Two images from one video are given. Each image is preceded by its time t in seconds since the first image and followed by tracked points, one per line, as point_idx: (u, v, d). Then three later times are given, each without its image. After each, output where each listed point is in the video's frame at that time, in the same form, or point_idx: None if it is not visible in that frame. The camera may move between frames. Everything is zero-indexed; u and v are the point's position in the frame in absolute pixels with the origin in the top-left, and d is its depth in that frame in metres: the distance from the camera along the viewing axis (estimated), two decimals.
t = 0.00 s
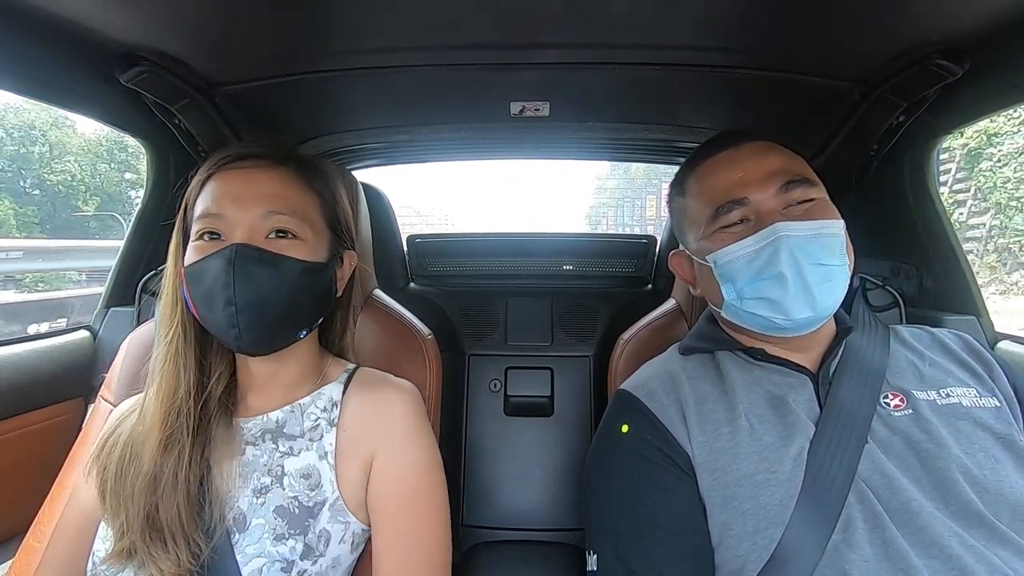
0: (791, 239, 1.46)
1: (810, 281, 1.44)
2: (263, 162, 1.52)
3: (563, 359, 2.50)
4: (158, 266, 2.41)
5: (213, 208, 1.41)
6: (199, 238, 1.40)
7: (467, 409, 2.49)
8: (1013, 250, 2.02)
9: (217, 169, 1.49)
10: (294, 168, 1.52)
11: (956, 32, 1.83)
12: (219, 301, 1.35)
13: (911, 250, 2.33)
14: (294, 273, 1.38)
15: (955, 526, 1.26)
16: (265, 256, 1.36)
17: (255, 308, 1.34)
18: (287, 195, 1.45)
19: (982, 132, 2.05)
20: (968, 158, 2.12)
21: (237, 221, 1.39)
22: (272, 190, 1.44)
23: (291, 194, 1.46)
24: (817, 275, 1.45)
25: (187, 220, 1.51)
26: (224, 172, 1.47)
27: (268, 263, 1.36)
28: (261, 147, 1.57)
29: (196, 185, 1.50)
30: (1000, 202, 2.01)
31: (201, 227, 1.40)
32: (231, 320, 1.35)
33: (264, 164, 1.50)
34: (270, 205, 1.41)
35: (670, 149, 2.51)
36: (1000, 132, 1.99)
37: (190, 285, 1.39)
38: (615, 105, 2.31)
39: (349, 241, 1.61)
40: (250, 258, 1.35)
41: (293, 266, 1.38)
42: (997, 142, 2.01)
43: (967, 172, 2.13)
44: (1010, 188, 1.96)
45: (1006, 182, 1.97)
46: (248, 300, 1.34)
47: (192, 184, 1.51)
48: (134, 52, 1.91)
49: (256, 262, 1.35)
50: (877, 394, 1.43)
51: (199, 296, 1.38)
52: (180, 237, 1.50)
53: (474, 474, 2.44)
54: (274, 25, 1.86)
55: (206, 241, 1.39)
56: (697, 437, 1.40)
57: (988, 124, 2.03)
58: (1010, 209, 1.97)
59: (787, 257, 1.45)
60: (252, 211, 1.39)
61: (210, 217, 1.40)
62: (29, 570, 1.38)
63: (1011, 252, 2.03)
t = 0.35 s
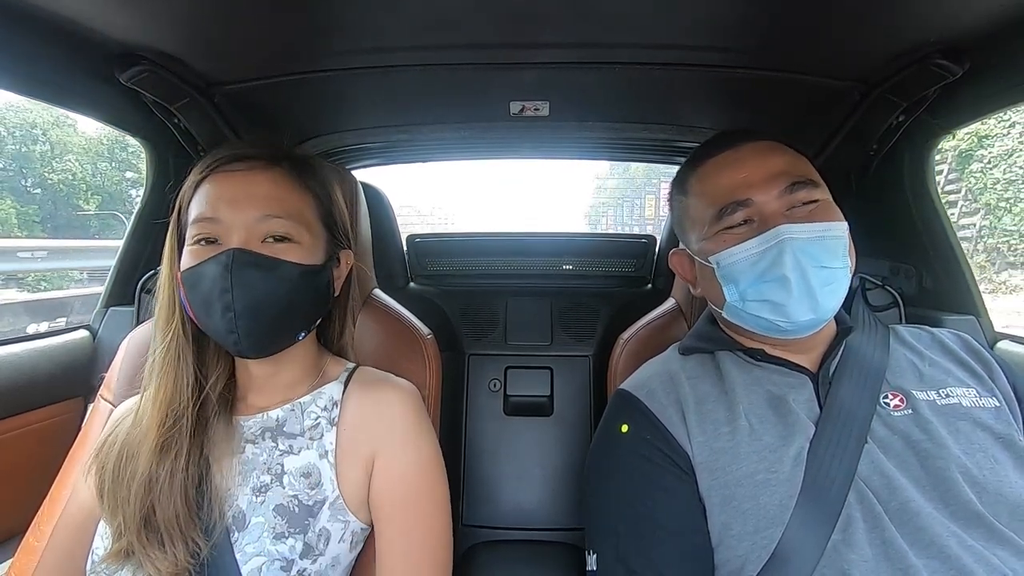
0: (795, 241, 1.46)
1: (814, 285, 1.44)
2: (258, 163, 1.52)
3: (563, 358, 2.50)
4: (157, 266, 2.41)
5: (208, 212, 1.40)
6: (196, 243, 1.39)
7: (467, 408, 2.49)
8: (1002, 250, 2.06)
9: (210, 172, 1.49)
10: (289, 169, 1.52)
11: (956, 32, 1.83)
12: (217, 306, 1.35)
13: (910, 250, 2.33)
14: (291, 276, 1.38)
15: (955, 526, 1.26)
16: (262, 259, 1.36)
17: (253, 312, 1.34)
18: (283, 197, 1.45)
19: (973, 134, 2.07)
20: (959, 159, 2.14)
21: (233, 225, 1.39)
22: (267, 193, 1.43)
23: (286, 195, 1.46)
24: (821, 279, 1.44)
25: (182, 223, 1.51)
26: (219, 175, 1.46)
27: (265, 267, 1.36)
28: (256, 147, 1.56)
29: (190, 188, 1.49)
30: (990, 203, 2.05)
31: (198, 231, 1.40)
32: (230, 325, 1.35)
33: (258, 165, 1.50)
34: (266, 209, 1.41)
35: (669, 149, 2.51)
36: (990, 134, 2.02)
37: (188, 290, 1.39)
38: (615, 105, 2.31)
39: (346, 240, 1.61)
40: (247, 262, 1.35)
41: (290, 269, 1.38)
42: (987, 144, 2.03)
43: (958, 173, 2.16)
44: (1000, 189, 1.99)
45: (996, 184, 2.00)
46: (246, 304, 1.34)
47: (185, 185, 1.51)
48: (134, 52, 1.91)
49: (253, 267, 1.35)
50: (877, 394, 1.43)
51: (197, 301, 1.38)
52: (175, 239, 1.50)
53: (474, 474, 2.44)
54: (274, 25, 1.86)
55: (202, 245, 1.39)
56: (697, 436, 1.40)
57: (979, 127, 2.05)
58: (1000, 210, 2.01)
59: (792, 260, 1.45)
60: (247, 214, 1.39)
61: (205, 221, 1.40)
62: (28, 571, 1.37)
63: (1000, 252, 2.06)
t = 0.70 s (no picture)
0: (798, 243, 1.46)
1: (813, 287, 1.44)
2: (259, 163, 1.52)
3: (563, 358, 2.50)
4: (157, 266, 2.41)
5: (209, 211, 1.41)
6: (197, 242, 1.39)
7: (466, 408, 2.49)
8: (994, 250, 2.10)
9: (211, 171, 1.49)
10: (289, 169, 1.52)
11: (956, 32, 1.83)
12: (219, 304, 1.35)
13: (910, 249, 2.33)
14: (292, 275, 1.38)
15: (955, 522, 1.26)
16: (263, 258, 1.36)
17: (254, 310, 1.34)
18: (284, 196, 1.45)
19: (966, 136, 2.10)
20: (952, 161, 2.17)
21: (234, 224, 1.39)
22: (268, 192, 1.43)
23: (285, 194, 1.45)
24: (822, 281, 1.44)
25: (182, 221, 1.51)
26: (220, 175, 1.46)
27: (266, 265, 1.36)
28: (256, 147, 1.56)
29: (191, 187, 1.49)
30: (983, 204, 2.08)
31: (198, 230, 1.40)
32: (232, 323, 1.35)
33: (258, 164, 1.50)
34: (267, 208, 1.41)
35: (669, 149, 2.51)
36: (983, 136, 2.05)
37: (189, 288, 1.39)
38: (615, 105, 2.32)
39: (346, 238, 1.61)
40: (248, 260, 1.35)
41: (290, 268, 1.38)
42: (980, 147, 2.06)
43: (951, 175, 2.19)
44: (992, 191, 2.03)
45: (989, 185, 2.03)
46: (247, 303, 1.34)
47: (186, 185, 1.51)
48: (134, 52, 1.91)
49: (254, 265, 1.35)
50: (877, 391, 1.43)
51: (198, 300, 1.38)
52: (176, 238, 1.50)
53: (474, 474, 2.44)
54: (274, 24, 1.85)
55: (203, 244, 1.39)
56: (698, 434, 1.40)
57: (973, 129, 2.08)
58: (991, 211, 2.05)
59: (793, 262, 1.45)
60: (248, 213, 1.39)
61: (206, 220, 1.40)
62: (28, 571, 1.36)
63: (992, 252, 2.11)
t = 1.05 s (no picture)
0: (765, 248, 1.47)
1: (779, 293, 1.46)
2: (259, 163, 1.51)
3: (563, 359, 2.50)
4: (157, 266, 2.41)
5: (208, 211, 1.40)
6: (196, 242, 1.39)
7: (466, 408, 2.49)
8: (988, 250, 2.12)
9: (211, 170, 1.49)
10: (289, 168, 1.52)
11: (956, 32, 1.83)
12: (218, 304, 1.35)
13: (911, 250, 2.33)
14: (293, 275, 1.38)
15: (958, 524, 1.26)
16: (263, 258, 1.36)
17: (254, 311, 1.34)
18: (284, 196, 1.45)
19: (962, 138, 2.12)
20: (947, 162, 2.19)
21: (234, 224, 1.39)
22: (267, 192, 1.43)
23: (285, 194, 1.45)
24: (786, 288, 1.45)
25: (182, 221, 1.51)
26: (218, 174, 1.46)
27: (267, 265, 1.36)
28: (256, 147, 1.56)
29: (190, 187, 1.49)
30: (978, 205, 2.11)
31: (198, 230, 1.40)
32: (231, 324, 1.35)
33: (257, 165, 1.50)
34: (266, 208, 1.41)
35: (669, 149, 2.51)
36: (979, 138, 2.06)
37: (189, 288, 1.39)
38: (615, 105, 2.32)
39: (346, 237, 1.61)
40: (247, 261, 1.35)
41: (290, 268, 1.38)
42: (976, 148, 2.08)
43: (947, 176, 2.20)
44: (987, 191, 2.05)
45: (984, 186, 2.06)
46: (247, 303, 1.34)
47: (187, 184, 1.51)
48: (134, 52, 1.91)
49: (255, 265, 1.35)
50: (881, 392, 1.44)
51: (197, 300, 1.38)
52: (176, 238, 1.50)
53: (474, 474, 2.44)
54: (274, 24, 1.85)
55: (201, 244, 1.39)
56: (699, 434, 1.40)
57: (968, 130, 2.10)
58: (986, 212, 2.07)
59: (757, 267, 1.47)
60: (247, 213, 1.39)
61: (205, 220, 1.40)
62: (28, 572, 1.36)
63: (987, 252, 2.13)
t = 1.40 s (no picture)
0: (757, 249, 1.47)
1: (770, 295, 1.46)
2: (258, 162, 1.51)
3: (563, 359, 2.50)
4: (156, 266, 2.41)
5: (205, 211, 1.41)
6: (193, 242, 1.40)
7: (466, 408, 2.49)
8: (986, 250, 2.12)
9: (210, 170, 1.49)
10: (288, 168, 1.52)
11: (956, 32, 1.83)
12: (214, 305, 1.35)
13: (910, 250, 2.33)
14: (290, 276, 1.38)
15: (957, 523, 1.26)
16: (259, 259, 1.36)
17: (250, 311, 1.34)
18: (281, 197, 1.45)
19: (959, 138, 2.12)
20: (946, 162, 2.20)
21: (231, 224, 1.39)
22: (264, 192, 1.43)
23: (282, 194, 1.45)
24: (778, 288, 1.45)
25: (181, 221, 1.51)
26: (217, 174, 1.47)
27: (263, 266, 1.36)
28: (255, 147, 1.56)
29: (189, 187, 1.49)
30: (975, 205, 2.11)
31: (195, 230, 1.41)
32: (228, 324, 1.35)
33: (256, 164, 1.50)
34: (263, 208, 1.41)
35: (669, 149, 2.51)
36: (976, 138, 2.07)
37: (186, 289, 1.39)
38: (615, 105, 2.32)
39: (345, 237, 1.61)
40: (244, 261, 1.35)
41: (286, 269, 1.38)
42: (973, 149, 2.09)
43: (944, 176, 2.21)
44: (985, 192, 2.05)
45: (982, 186, 2.06)
46: (243, 304, 1.34)
47: (186, 183, 1.51)
48: (135, 52, 1.91)
49: (251, 266, 1.35)
50: (879, 392, 1.44)
51: (194, 301, 1.38)
52: (176, 238, 1.50)
53: (474, 474, 2.44)
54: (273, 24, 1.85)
55: (198, 244, 1.40)
56: (698, 434, 1.40)
57: (966, 131, 2.10)
58: (984, 212, 2.07)
59: (749, 269, 1.47)
60: (245, 213, 1.39)
61: (203, 220, 1.40)
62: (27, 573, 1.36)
63: (985, 251, 2.13)
